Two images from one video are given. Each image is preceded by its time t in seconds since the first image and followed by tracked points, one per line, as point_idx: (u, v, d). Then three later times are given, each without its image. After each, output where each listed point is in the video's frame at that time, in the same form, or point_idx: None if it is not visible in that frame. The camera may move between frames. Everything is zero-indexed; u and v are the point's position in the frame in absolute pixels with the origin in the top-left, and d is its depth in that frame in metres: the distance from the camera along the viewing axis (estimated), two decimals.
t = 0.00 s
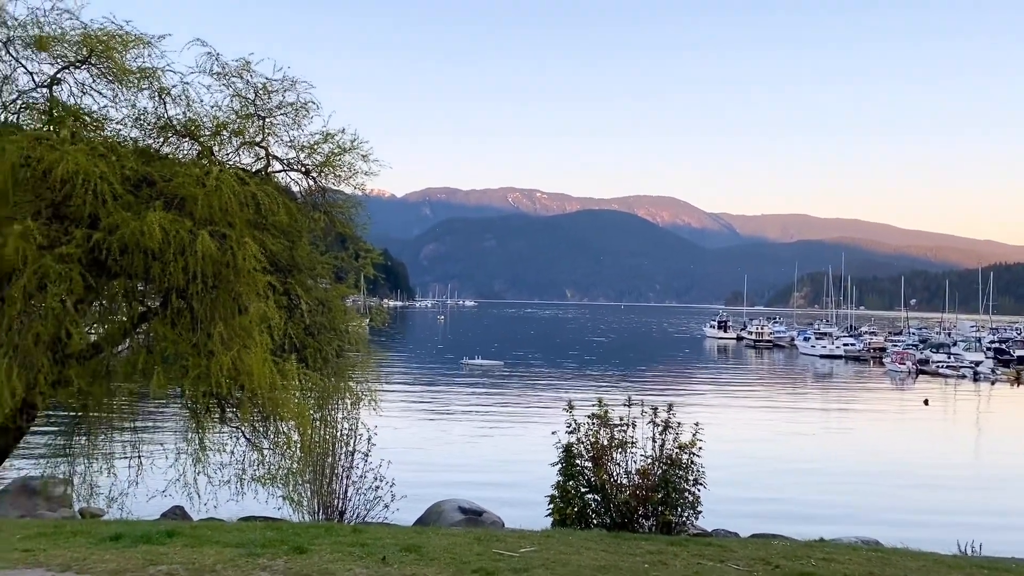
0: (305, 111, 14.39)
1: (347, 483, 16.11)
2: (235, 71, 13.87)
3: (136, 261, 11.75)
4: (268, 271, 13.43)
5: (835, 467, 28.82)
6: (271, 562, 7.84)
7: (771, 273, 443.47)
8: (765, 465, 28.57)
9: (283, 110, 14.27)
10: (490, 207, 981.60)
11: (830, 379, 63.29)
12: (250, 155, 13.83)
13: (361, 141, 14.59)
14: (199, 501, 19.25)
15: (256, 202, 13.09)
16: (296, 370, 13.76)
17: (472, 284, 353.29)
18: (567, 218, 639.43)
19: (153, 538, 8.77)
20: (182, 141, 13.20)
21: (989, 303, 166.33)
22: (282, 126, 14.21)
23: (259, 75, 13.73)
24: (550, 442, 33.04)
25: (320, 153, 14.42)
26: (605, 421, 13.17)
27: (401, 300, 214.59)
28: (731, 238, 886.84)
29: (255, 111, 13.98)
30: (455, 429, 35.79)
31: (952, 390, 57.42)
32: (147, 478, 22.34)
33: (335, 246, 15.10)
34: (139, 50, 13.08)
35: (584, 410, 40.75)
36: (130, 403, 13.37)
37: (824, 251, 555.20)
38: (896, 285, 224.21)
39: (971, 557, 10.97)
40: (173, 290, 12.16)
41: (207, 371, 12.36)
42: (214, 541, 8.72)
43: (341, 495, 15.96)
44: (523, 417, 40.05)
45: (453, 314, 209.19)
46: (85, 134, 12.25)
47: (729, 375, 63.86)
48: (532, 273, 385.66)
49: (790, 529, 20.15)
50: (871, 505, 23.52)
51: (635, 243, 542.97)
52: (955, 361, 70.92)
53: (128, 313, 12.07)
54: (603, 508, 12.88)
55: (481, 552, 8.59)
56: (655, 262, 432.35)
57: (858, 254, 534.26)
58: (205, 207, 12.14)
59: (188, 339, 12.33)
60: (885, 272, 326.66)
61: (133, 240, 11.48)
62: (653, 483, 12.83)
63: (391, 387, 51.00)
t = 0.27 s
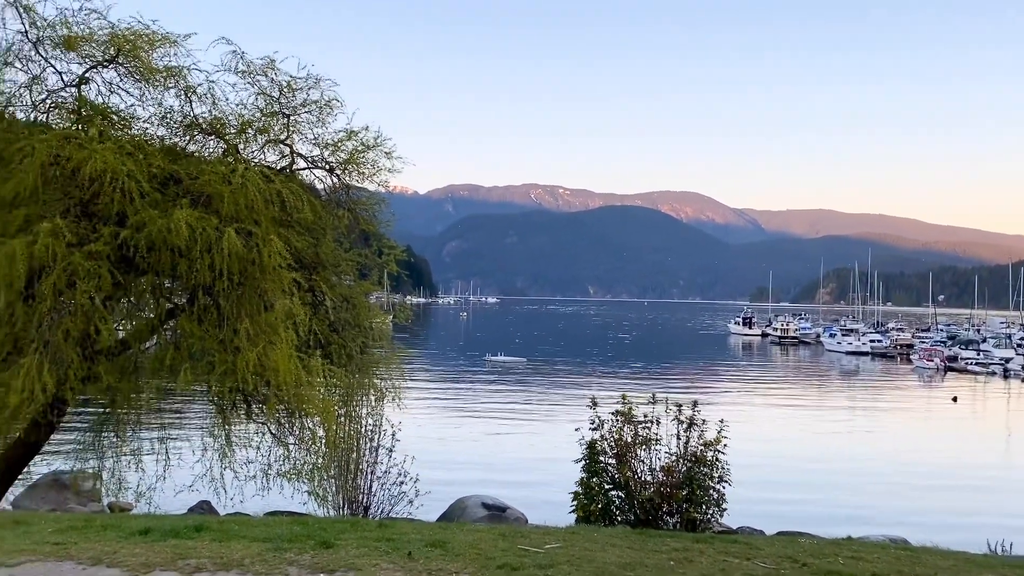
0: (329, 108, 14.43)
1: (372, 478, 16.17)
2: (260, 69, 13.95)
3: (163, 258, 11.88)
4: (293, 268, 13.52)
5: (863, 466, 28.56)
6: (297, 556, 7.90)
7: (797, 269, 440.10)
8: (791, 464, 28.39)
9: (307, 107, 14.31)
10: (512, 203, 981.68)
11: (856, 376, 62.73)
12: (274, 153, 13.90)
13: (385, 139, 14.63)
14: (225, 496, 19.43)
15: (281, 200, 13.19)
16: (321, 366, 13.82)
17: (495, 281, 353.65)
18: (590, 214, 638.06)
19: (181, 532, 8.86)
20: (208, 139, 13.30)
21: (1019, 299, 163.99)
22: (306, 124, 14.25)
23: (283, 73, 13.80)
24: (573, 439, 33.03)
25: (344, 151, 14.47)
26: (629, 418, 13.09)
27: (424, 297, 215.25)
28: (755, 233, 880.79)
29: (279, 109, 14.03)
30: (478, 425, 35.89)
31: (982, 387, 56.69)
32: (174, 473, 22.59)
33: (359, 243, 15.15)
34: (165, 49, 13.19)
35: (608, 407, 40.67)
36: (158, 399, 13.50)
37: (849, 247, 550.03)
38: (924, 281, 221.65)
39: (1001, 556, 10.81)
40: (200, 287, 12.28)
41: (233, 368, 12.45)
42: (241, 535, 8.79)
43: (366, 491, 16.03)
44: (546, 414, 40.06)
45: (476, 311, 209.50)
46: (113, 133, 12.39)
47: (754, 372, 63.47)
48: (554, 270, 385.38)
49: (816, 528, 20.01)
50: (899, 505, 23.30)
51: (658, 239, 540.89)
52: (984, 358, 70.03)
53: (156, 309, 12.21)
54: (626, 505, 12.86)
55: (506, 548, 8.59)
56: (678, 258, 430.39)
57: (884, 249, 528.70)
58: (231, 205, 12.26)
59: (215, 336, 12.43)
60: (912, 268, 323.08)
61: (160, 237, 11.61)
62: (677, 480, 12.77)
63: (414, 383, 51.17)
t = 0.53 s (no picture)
0: (354, 105, 14.47)
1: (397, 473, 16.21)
2: (285, 66, 14.03)
3: (190, 254, 12.00)
4: (318, 264, 13.60)
5: (890, 463, 28.28)
6: (324, 551, 7.95)
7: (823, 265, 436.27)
8: (818, 461, 28.18)
9: (332, 104, 14.35)
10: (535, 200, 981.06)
11: (884, 373, 62.07)
12: (300, 150, 13.96)
13: (409, 135, 14.67)
14: (252, 490, 19.58)
15: (306, 196, 13.28)
16: (345, 362, 13.88)
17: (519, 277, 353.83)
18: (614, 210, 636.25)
19: (209, 526, 8.94)
20: (234, 136, 13.39)
21: None
22: (331, 121, 14.30)
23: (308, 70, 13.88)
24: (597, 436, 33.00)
25: (368, 148, 14.53)
26: (654, 415, 12.98)
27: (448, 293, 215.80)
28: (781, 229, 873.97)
29: (304, 106, 14.07)
30: (502, 422, 35.96)
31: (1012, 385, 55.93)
32: (201, 467, 22.84)
33: (383, 240, 15.19)
34: (192, 47, 13.30)
35: (632, 404, 40.56)
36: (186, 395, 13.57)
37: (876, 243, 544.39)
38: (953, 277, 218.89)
39: None
40: (226, 283, 12.39)
41: (259, 363, 12.50)
42: (268, 530, 8.85)
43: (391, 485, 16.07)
44: (570, 410, 40.05)
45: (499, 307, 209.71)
46: (140, 131, 12.52)
47: (779, 368, 63.05)
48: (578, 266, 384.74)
49: (843, 526, 19.85)
50: (928, 503, 23.08)
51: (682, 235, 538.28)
52: (1015, 355, 69.07)
53: (183, 304, 12.33)
54: (651, 502, 12.79)
55: (531, 544, 8.59)
56: (702, 254, 428.08)
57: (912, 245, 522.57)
58: (257, 201, 12.39)
59: (242, 332, 12.53)
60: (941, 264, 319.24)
61: (187, 234, 11.73)
62: (702, 477, 12.72)
63: (438, 379, 51.32)
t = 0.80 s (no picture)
0: (377, 102, 14.49)
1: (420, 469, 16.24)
2: (310, 64, 14.08)
3: (216, 251, 12.11)
4: (342, 261, 13.67)
5: (919, 463, 27.95)
6: (350, 546, 7.99)
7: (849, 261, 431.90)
8: (845, 460, 27.89)
9: (356, 101, 14.37)
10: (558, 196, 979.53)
11: (912, 371, 61.31)
12: (324, 148, 14.02)
13: (432, 132, 14.68)
14: (277, 485, 19.73)
15: (330, 193, 13.34)
16: (369, 358, 13.92)
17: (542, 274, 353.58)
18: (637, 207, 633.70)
19: (236, 520, 9.01)
20: (259, 134, 13.48)
21: None
22: (355, 118, 14.33)
23: (332, 67, 13.92)
24: (621, 433, 32.92)
25: (392, 144, 14.55)
26: (679, 412, 12.91)
27: (471, 289, 215.96)
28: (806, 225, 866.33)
29: (329, 103, 14.10)
30: (525, 419, 35.98)
31: None
32: (227, 462, 23.04)
33: (406, 236, 15.20)
34: (218, 44, 13.37)
35: (656, 402, 40.38)
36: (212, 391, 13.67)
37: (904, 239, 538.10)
38: (982, 274, 215.81)
39: None
40: (252, 280, 12.48)
41: (285, 359, 12.59)
42: (294, 525, 8.91)
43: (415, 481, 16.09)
44: (593, 407, 39.98)
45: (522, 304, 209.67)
46: (167, 128, 12.62)
47: (805, 366, 62.49)
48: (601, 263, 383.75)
49: (871, 526, 19.64)
50: (958, 504, 22.77)
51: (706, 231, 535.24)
52: None
53: (209, 300, 12.45)
54: (675, 500, 12.73)
55: (556, 542, 8.57)
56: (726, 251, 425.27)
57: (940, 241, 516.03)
58: (283, 198, 12.47)
59: (267, 328, 12.60)
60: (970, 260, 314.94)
61: (213, 231, 11.83)
62: (727, 475, 12.64)
63: (462, 375, 51.38)
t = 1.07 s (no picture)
0: (400, 100, 14.52)
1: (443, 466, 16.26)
2: (333, 62, 14.14)
3: (241, 248, 12.20)
4: (365, 258, 13.73)
5: (946, 464, 27.63)
6: (373, 543, 8.03)
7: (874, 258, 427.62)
8: (870, 460, 27.65)
9: (379, 99, 14.39)
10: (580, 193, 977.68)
11: (939, 370, 60.65)
12: (347, 145, 14.07)
13: (455, 129, 14.70)
14: (300, 480, 19.88)
15: (353, 190, 13.41)
16: (392, 355, 13.97)
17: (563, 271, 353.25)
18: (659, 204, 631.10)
19: (260, 516, 9.08)
20: (283, 132, 13.55)
21: None
22: (377, 116, 14.36)
23: (355, 65, 13.96)
24: (643, 431, 32.81)
25: (414, 142, 14.59)
26: (701, 411, 12.85)
27: (493, 286, 216.19)
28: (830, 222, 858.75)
29: (352, 101, 14.13)
30: (547, 416, 35.97)
31: None
32: (252, 457, 23.25)
33: (429, 233, 15.24)
34: (242, 43, 13.46)
35: (679, 400, 40.24)
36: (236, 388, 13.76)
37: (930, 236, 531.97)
38: (1011, 271, 212.88)
39: None
40: (276, 276, 12.57)
41: (308, 356, 12.68)
42: (318, 521, 8.96)
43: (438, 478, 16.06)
44: (615, 405, 39.91)
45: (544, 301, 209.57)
46: (193, 127, 12.74)
47: (829, 365, 62.00)
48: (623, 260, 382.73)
49: (897, 528, 19.46)
50: (986, 505, 22.51)
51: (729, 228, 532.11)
52: None
53: (234, 297, 12.55)
54: (698, 499, 12.68)
55: (579, 540, 8.56)
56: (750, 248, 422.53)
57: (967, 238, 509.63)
58: (306, 196, 12.56)
59: (291, 325, 12.70)
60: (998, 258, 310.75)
61: (238, 228, 11.93)
62: (750, 474, 12.56)
63: (483, 372, 51.47)
